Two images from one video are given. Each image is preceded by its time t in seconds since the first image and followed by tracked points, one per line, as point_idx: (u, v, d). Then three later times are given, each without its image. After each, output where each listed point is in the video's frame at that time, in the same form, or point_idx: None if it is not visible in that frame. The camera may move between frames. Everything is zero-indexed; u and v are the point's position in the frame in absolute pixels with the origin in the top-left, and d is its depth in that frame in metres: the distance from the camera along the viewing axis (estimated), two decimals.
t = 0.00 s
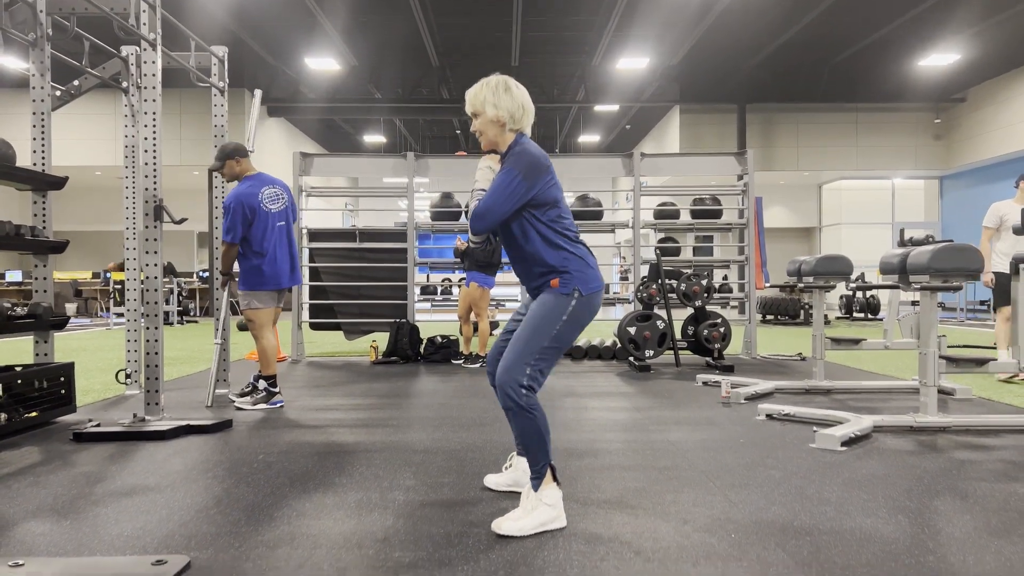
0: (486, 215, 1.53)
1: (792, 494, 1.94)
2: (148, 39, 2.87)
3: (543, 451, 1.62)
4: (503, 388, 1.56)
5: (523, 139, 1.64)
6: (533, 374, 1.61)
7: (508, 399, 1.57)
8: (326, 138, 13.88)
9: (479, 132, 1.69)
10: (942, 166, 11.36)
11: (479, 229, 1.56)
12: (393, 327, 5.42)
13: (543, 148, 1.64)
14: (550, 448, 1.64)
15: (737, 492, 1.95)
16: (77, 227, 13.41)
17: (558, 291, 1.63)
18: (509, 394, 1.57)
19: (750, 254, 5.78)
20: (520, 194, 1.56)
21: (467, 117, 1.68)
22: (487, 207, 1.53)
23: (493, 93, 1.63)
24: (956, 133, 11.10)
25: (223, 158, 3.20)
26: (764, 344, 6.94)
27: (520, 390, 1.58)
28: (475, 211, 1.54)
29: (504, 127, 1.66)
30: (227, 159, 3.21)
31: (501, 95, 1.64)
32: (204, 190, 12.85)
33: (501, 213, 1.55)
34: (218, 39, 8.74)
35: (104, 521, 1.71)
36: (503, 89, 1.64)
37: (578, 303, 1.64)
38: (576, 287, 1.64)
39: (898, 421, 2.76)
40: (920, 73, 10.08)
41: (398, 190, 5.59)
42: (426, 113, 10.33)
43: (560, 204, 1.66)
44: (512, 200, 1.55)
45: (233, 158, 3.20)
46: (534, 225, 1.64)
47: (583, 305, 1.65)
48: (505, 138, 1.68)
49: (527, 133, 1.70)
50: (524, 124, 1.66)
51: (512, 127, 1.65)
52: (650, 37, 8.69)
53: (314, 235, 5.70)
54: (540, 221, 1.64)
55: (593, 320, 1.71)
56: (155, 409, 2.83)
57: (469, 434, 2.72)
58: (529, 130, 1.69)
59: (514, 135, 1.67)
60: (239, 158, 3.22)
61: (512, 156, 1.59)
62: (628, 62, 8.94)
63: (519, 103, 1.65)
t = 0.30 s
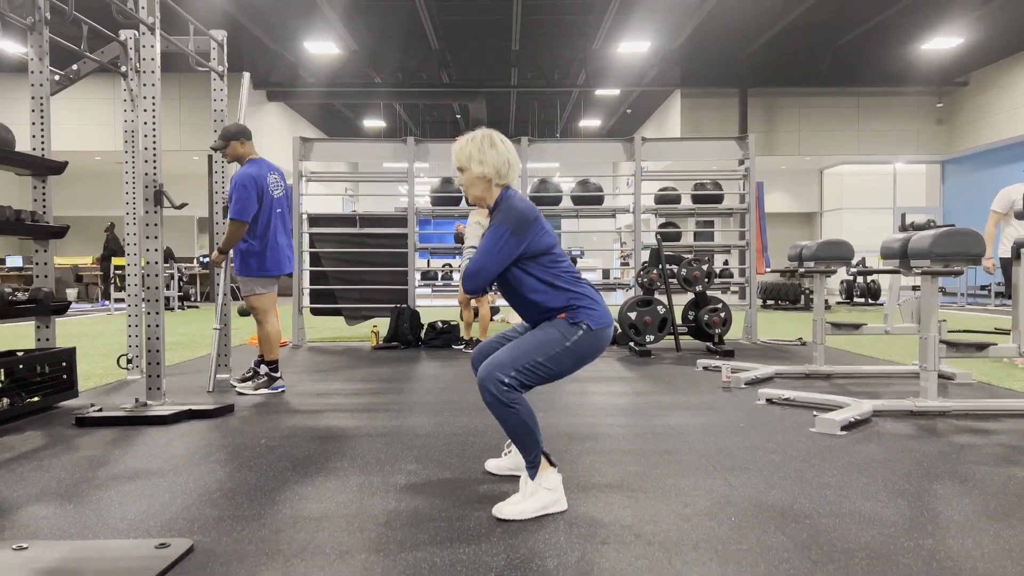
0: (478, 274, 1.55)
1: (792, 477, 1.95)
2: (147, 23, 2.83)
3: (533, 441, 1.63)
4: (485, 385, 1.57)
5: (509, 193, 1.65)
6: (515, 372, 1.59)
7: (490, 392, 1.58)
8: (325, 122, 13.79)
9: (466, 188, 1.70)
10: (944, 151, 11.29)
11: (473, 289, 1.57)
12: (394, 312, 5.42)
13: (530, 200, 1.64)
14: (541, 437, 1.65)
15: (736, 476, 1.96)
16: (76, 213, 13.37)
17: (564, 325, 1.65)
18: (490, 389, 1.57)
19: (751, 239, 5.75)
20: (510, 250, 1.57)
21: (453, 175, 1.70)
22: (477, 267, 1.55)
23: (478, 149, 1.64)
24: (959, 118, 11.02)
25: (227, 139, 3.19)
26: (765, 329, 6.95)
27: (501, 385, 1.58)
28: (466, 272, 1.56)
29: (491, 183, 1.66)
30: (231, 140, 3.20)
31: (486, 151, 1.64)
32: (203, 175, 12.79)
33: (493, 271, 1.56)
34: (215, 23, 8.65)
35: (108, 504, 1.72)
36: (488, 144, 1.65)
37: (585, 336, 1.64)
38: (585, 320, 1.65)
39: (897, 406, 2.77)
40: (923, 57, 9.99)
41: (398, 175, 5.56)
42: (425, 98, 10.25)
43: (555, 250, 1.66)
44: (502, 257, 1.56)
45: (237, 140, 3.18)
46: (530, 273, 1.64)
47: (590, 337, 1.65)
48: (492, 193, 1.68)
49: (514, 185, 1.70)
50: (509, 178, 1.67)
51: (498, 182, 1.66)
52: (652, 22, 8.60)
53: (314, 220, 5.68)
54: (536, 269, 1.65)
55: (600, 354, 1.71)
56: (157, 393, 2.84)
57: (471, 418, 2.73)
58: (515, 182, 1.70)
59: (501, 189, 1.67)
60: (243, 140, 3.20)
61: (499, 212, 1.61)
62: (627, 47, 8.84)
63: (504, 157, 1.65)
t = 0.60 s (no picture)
0: (470, 319, 1.56)
1: (792, 461, 1.96)
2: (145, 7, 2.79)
3: (528, 427, 1.64)
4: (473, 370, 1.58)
5: (504, 236, 1.65)
6: (507, 369, 1.60)
7: (480, 381, 1.59)
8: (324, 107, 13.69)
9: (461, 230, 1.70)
10: (946, 136, 11.22)
11: (466, 333, 1.59)
12: (394, 298, 5.41)
13: (525, 242, 1.64)
14: (536, 423, 1.66)
15: (737, 460, 1.97)
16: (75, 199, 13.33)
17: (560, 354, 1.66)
18: (481, 379, 1.58)
19: (752, 224, 5.73)
20: (502, 295, 1.58)
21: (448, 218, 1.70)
22: (470, 311, 1.56)
23: (472, 194, 1.64)
24: (962, 102, 10.93)
25: (227, 121, 3.17)
26: (765, 314, 6.96)
27: (491, 378, 1.58)
28: (459, 316, 1.57)
29: (485, 227, 1.66)
30: (231, 122, 3.17)
31: (479, 196, 1.64)
32: (202, 161, 12.73)
33: (485, 316, 1.57)
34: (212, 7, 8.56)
35: (111, 488, 1.73)
36: (481, 189, 1.65)
37: (581, 366, 1.65)
38: (582, 351, 1.66)
39: (897, 390, 2.77)
40: (926, 41, 9.89)
41: (398, 161, 5.52)
42: (424, 83, 10.17)
43: (550, 288, 1.67)
44: (495, 300, 1.58)
45: (237, 123, 3.16)
46: (525, 312, 1.66)
47: (588, 369, 1.66)
48: (487, 237, 1.68)
49: (509, 228, 1.69)
50: (504, 222, 1.65)
51: (493, 226, 1.65)
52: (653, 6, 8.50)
53: (314, 206, 5.66)
54: (531, 309, 1.66)
55: (597, 387, 1.72)
56: (159, 378, 2.84)
57: (471, 403, 2.73)
58: (511, 225, 1.69)
59: (496, 232, 1.67)
60: (246, 123, 3.20)
61: (493, 256, 1.61)
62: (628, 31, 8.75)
63: (498, 201, 1.64)
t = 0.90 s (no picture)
0: (469, 317, 1.56)
1: (791, 452, 1.96)
2: None
3: (528, 418, 1.64)
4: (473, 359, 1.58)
5: (502, 233, 1.63)
6: (510, 362, 1.60)
7: (480, 372, 1.58)
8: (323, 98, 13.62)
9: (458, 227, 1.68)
10: (948, 127, 11.17)
11: (465, 332, 1.58)
12: (394, 289, 5.41)
13: (522, 239, 1.63)
14: (536, 413, 1.66)
15: (737, 451, 1.97)
16: (74, 190, 13.32)
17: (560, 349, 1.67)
18: (482, 370, 1.58)
19: (753, 215, 5.71)
20: (501, 292, 1.58)
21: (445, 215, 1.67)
22: (469, 310, 1.56)
23: (469, 190, 1.62)
24: (963, 93, 10.88)
25: (232, 110, 3.16)
26: (766, 305, 6.96)
27: (492, 368, 1.58)
28: (458, 314, 1.57)
29: (483, 223, 1.64)
30: (237, 112, 3.16)
31: (477, 192, 1.62)
32: (200, 151, 12.69)
33: (484, 314, 1.57)
34: None
35: (112, 479, 1.73)
36: (478, 185, 1.63)
37: (581, 360, 1.66)
38: (581, 345, 1.67)
39: (897, 381, 2.77)
40: (928, 30, 9.81)
41: (398, 151, 5.49)
42: (424, 73, 10.11)
43: (549, 284, 1.67)
44: (494, 297, 1.57)
45: (243, 112, 3.15)
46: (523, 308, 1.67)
47: (588, 363, 1.67)
48: (484, 234, 1.66)
49: (506, 224, 1.68)
50: (501, 219, 1.64)
51: (490, 222, 1.63)
52: None
53: (314, 197, 5.64)
54: (531, 306, 1.67)
55: (598, 381, 1.72)
56: (160, 369, 2.85)
57: (471, 394, 2.73)
58: (507, 221, 1.67)
59: (493, 229, 1.65)
60: (251, 113, 3.19)
61: (491, 253, 1.60)
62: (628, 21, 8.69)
63: (495, 198, 1.62)
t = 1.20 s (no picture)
0: (465, 274, 1.56)
1: (792, 450, 1.96)
2: None
3: (531, 415, 1.64)
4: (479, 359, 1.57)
5: (498, 188, 1.63)
6: (512, 352, 1.60)
7: (486, 369, 1.58)
8: (323, 96, 13.62)
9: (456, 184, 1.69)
10: (948, 125, 11.16)
11: (462, 288, 1.59)
12: (395, 288, 5.41)
13: (519, 194, 1.63)
14: (539, 410, 1.65)
15: (737, 450, 1.97)
16: (74, 188, 13.32)
17: (559, 311, 1.66)
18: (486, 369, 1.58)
19: (753, 213, 5.70)
20: (497, 248, 1.57)
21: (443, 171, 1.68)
22: (465, 265, 1.56)
23: (466, 145, 1.62)
24: (964, 91, 10.87)
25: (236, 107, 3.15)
26: (765, 303, 6.95)
27: (498, 364, 1.58)
28: (455, 270, 1.57)
29: (480, 179, 1.64)
30: (241, 110, 3.15)
31: (473, 147, 1.62)
32: (201, 149, 12.69)
33: (482, 269, 1.57)
34: None
35: (113, 477, 1.73)
36: (475, 140, 1.63)
37: (582, 321, 1.65)
38: (581, 305, 1.65)
39: (898, 379, 2.77)
40: (928, 28, 9.81)
41: (398, 150, 5.49)
42: (424, 71, 10.10)
43: (546, 240, 1.66)
44: (491, 253, 1.57)
45: (247, 110, 3.14)
46: (519, 266, 1.65)
47: (587, 323, 1.66)
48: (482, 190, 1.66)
49: (503, 180, 1.68)
50: (498, 174, 1.64)
51: (487, 177, 1.64)
52: None
53: (314, 195, 5.64)
54: (527, 262, 1.65)
55: (599, 338, 1.72)
56: (160, 368, 2.85)
57: (471, 392, 2.73)
58: (505, 176, 1.68)
59: (490, 184, 1.65)
60: (255, 111, 3.18)
61: (487, 209, 1.60)
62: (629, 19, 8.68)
63: (491, 153, 1.63)
